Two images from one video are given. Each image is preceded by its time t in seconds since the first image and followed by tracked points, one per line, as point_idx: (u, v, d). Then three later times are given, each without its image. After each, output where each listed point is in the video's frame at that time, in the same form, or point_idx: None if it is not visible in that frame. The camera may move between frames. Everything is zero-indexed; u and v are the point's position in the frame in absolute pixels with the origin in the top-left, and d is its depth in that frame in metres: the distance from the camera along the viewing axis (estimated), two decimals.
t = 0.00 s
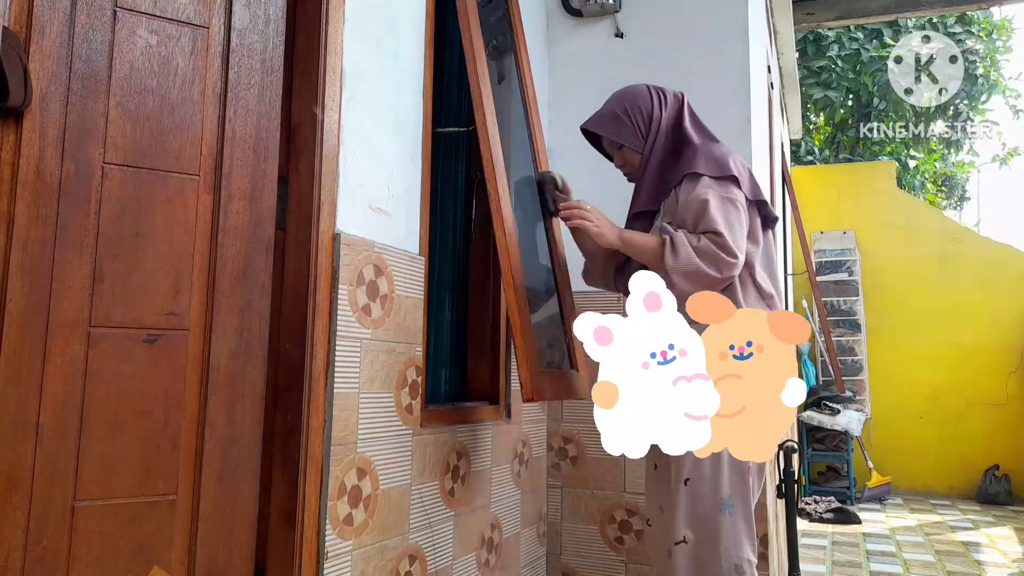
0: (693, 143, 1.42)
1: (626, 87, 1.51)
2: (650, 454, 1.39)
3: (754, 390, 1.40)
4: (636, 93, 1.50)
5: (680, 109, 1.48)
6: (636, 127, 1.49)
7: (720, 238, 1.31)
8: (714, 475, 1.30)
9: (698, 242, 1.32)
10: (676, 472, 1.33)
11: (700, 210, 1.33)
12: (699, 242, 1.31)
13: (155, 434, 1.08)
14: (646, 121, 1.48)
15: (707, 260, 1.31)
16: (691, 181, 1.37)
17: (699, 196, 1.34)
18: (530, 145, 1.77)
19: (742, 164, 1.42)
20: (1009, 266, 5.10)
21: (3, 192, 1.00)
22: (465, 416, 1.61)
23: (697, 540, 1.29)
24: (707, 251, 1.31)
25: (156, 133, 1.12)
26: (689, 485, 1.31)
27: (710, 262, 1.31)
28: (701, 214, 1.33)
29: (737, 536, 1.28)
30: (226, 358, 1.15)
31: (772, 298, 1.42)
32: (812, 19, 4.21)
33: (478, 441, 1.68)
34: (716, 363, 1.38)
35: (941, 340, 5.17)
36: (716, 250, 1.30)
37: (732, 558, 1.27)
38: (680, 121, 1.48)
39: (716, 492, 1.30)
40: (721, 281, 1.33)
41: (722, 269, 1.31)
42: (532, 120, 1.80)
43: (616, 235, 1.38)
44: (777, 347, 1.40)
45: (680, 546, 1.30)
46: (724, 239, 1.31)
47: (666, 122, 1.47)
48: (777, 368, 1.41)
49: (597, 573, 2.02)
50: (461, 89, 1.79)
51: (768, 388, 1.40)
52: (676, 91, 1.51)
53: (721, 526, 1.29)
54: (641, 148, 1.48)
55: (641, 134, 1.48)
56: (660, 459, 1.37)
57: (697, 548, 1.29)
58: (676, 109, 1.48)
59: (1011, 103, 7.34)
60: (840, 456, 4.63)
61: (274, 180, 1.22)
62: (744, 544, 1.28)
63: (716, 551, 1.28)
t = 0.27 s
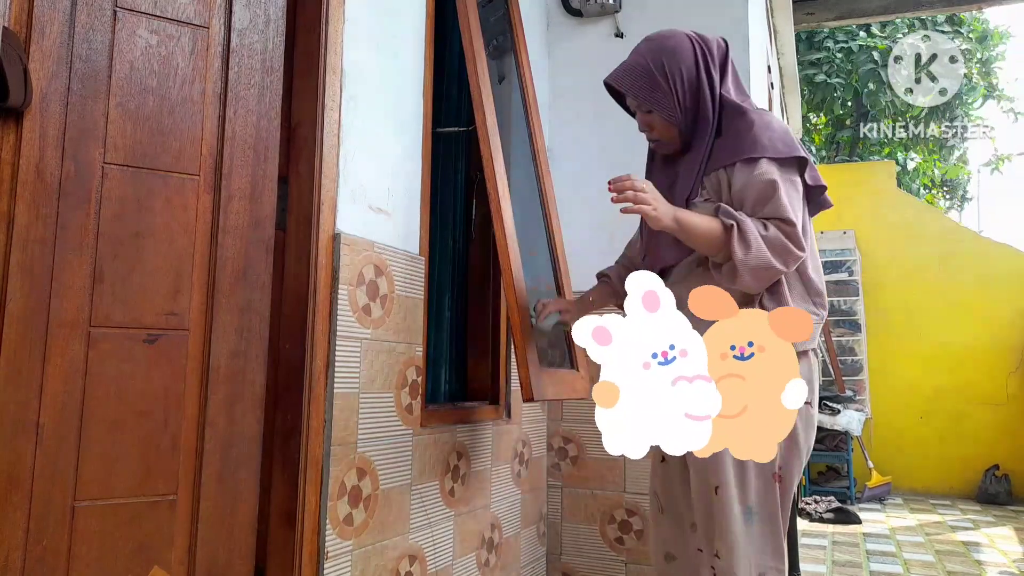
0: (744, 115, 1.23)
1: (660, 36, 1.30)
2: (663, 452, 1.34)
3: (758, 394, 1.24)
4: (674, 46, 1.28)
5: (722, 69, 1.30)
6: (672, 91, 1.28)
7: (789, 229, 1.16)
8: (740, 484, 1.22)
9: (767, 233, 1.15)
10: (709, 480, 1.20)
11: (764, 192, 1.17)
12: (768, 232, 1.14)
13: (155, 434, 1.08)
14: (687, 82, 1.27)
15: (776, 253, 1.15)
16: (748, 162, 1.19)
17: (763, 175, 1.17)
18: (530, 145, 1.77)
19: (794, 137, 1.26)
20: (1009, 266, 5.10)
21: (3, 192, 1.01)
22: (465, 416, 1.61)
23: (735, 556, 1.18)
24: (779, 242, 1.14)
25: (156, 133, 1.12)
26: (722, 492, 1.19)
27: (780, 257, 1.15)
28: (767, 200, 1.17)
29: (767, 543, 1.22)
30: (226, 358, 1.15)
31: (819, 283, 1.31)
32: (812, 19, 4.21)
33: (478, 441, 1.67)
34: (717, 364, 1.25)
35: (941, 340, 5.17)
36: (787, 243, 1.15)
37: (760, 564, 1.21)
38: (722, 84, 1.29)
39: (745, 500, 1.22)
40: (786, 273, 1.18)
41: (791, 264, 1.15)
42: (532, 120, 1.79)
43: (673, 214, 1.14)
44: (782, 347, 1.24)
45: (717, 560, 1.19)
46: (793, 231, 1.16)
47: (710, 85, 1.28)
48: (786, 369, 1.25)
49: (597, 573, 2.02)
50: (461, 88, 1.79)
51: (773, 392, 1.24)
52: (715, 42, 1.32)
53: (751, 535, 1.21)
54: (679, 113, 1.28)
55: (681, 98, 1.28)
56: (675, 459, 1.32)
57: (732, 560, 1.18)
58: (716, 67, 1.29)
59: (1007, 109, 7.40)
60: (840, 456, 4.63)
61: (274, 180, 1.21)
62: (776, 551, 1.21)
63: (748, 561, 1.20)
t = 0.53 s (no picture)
0: (731, 119, 1.20)
1: (641, 36, 1.27)
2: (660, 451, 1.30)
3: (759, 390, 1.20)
4: (655, 50, 1.25)
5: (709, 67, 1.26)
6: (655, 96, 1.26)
7: (787, 237, 1.13)
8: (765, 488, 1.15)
9: (765, 245, 1.13)
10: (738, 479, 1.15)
11: (758, 205, 1.14)
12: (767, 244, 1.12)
13: (155, 434, 1.08)
14: (669, 87, 1.25)
15: (779, 265, 1.13)
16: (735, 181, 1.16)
17: (756, 187, 1.14)
18: (530, 145, 1.77)
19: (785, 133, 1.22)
20: (1009, 266, 5.10)
21: (3, 192, 1.00)
22: (465, 416, 1.61)
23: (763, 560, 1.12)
24: (778, 255, 1.12)
25: (156, 133, 1.12)
26: (749, 495, 1.14)
27: (781, 267, 1.13)
28: (760, 210, 1.14)
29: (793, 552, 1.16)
30: (226, 358, 1.15)
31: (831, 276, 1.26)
32: (813, 19, 4.21)
33: (478, 440, 1.67)
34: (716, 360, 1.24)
35: (941, 340, 5.17)
36: (786, 252, 1.13)
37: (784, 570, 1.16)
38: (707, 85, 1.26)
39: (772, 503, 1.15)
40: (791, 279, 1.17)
41: (793, 272, 1.14)
42: (532, 120, 1.79)
43: (668, 238, 1.13)
44: (784, 347, 1.19)
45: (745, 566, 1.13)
46: (791, 239, 1.13)
47: (693, 87, 1.25)
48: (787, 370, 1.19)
49: (597, 573, 2.02)
50: (461, 88, 1.79)
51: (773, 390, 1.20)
52: (695, 38, 1.28)
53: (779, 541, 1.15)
54: (662, 121, 1.26)
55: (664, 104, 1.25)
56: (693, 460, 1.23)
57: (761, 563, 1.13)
58: (698, 65, 1.26)
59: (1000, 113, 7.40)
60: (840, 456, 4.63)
61: (274, 180, 1.21)
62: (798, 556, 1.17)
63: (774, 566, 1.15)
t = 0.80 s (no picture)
0: (691, 119, 1.21)
1: (593, 41, 1.27)
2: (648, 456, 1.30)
3: (757, 390, 1.21)
4: (610, 52, 1.25)
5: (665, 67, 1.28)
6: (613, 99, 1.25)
7: (767, 223, 1.15)
8: (746, 489, 1.17)
9: (748, 232, 1.13)
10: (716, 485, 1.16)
11: (739, 192, 1.15)
12: (749, 230, 1.13)
13: (155, 434, 1.08)
14: (626, 88, 1.25)
15: (762, 250, 1.13)
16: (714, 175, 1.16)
17: (735, 175, 1.15)
18: (530, 145, 1.77)
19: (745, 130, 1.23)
20: (1009, 266, 5.10)
21: (3, 192, 1.00)
22: (465, 416, 1.61)
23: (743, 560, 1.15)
24: (760, 240, 1.13)
25: (156, 133, 1.12)
26: (732, 499, 1.15)
27: (764, 252, 1.13)
28: (741, 197, 1.15)
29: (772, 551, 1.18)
30: (226, 358, 1.15)
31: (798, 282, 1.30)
32: (813, 19, 4.21)
33: (477, 440, 1.67)
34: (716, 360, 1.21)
35: (941, 340, 5.17)
36: (767, 238, 1.14)
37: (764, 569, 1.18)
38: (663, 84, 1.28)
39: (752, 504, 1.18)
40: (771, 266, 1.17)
41: (774, 258, 1.15)
42: (532, 119, 1.80)
43: (652, 230, 1.12)
44: (783, 348, 1.20)
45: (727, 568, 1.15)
46: (770, 224, 1.15)
47: (648, 87, 1.26)
48: (786, 371, 1.21)
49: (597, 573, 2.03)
50: (460, 88, 1.79)
51: (769, 390, 1.21)
52: (649, 39, 1.30)
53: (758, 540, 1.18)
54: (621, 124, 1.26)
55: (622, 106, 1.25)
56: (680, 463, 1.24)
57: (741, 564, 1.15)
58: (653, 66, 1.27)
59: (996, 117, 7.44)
60: (840, 456, 4.63)
61: (274, 180, 1.21)
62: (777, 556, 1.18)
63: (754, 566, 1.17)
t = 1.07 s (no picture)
0: (652, 125, 1.20)
1: (555, 44, 1.25)
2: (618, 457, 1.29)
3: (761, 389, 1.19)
4: (571, 55, 1.23)
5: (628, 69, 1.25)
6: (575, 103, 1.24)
7: (738, 239, 1.18)
8: (680, 492, 1.18)
9: (720, 249, 1.16)
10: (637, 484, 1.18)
11: (711, 207, 1.17)
12: (721, 247, 1.16)
13: (155, 434, 1.08)
14: (589, 93, 1.24)
15: (733, 267, 1.16)
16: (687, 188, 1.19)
17: (705, 191, 1.17)
18: (530, 145, 1.77)
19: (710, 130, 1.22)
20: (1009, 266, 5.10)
21: (3, 192, 1.00)
22: (464, 416, 1.61)
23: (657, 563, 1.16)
24: (732, 258, 1.16)
25: (156, 133, 1.12)
26: (651, 500, 1.17)
27: (735, 269, 1.16)
28: (714, 214, 1.18)
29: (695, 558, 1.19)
30: (226, 358, 1.14)
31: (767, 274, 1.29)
32: (813, 19, 4.20)
33: (477, 440, 1.68)
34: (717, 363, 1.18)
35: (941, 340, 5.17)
36: (739, 255, 1.17)
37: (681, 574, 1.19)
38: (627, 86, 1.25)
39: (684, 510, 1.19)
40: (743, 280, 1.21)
41: (746, 273, 1.18)
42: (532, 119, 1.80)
43: (624, 249, 1.15)
44: (782, 347, 1.20)
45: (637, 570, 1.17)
46: (742, 241, 1.18)
47: (612, 90, 1.24)
48: (786, 372, 1.20)
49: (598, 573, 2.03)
50: (461, 88, 1.79)
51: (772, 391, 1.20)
52: (611, 41, 1.27)
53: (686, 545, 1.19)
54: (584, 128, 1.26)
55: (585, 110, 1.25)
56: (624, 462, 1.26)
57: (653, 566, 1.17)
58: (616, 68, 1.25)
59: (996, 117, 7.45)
60: (840, 456, 4.64)
61: (274, 180, 1.21)
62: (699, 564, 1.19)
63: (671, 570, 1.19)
